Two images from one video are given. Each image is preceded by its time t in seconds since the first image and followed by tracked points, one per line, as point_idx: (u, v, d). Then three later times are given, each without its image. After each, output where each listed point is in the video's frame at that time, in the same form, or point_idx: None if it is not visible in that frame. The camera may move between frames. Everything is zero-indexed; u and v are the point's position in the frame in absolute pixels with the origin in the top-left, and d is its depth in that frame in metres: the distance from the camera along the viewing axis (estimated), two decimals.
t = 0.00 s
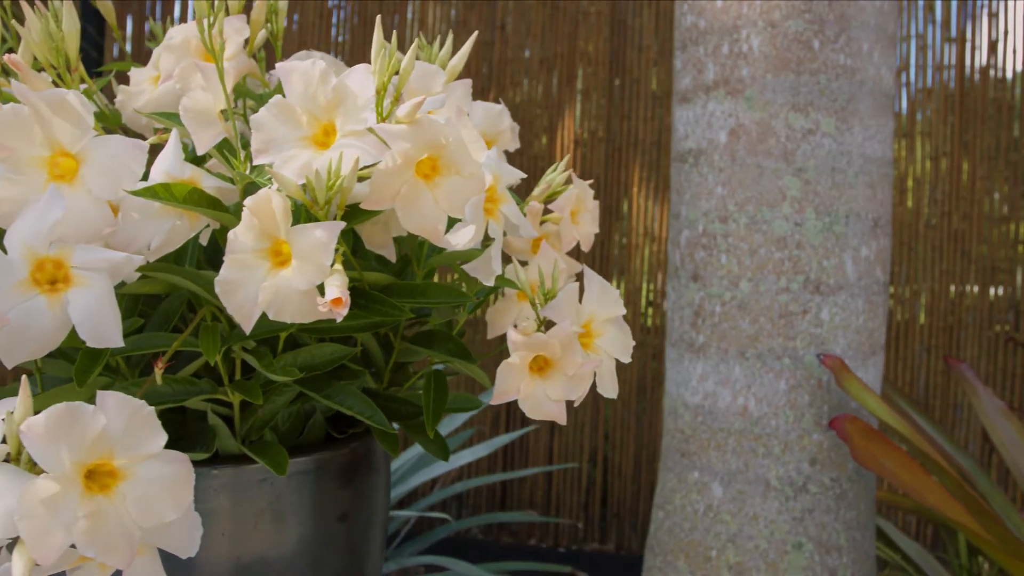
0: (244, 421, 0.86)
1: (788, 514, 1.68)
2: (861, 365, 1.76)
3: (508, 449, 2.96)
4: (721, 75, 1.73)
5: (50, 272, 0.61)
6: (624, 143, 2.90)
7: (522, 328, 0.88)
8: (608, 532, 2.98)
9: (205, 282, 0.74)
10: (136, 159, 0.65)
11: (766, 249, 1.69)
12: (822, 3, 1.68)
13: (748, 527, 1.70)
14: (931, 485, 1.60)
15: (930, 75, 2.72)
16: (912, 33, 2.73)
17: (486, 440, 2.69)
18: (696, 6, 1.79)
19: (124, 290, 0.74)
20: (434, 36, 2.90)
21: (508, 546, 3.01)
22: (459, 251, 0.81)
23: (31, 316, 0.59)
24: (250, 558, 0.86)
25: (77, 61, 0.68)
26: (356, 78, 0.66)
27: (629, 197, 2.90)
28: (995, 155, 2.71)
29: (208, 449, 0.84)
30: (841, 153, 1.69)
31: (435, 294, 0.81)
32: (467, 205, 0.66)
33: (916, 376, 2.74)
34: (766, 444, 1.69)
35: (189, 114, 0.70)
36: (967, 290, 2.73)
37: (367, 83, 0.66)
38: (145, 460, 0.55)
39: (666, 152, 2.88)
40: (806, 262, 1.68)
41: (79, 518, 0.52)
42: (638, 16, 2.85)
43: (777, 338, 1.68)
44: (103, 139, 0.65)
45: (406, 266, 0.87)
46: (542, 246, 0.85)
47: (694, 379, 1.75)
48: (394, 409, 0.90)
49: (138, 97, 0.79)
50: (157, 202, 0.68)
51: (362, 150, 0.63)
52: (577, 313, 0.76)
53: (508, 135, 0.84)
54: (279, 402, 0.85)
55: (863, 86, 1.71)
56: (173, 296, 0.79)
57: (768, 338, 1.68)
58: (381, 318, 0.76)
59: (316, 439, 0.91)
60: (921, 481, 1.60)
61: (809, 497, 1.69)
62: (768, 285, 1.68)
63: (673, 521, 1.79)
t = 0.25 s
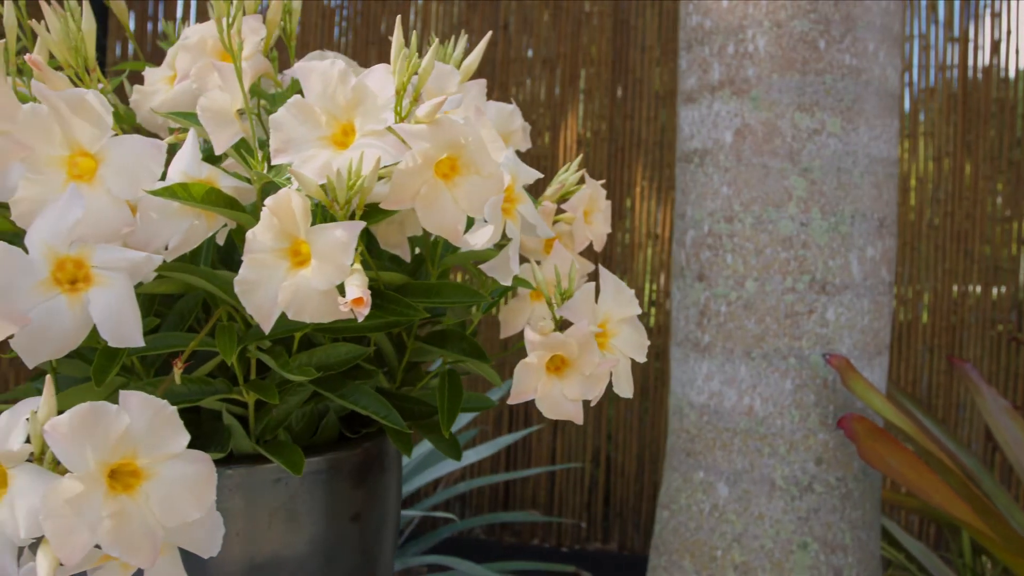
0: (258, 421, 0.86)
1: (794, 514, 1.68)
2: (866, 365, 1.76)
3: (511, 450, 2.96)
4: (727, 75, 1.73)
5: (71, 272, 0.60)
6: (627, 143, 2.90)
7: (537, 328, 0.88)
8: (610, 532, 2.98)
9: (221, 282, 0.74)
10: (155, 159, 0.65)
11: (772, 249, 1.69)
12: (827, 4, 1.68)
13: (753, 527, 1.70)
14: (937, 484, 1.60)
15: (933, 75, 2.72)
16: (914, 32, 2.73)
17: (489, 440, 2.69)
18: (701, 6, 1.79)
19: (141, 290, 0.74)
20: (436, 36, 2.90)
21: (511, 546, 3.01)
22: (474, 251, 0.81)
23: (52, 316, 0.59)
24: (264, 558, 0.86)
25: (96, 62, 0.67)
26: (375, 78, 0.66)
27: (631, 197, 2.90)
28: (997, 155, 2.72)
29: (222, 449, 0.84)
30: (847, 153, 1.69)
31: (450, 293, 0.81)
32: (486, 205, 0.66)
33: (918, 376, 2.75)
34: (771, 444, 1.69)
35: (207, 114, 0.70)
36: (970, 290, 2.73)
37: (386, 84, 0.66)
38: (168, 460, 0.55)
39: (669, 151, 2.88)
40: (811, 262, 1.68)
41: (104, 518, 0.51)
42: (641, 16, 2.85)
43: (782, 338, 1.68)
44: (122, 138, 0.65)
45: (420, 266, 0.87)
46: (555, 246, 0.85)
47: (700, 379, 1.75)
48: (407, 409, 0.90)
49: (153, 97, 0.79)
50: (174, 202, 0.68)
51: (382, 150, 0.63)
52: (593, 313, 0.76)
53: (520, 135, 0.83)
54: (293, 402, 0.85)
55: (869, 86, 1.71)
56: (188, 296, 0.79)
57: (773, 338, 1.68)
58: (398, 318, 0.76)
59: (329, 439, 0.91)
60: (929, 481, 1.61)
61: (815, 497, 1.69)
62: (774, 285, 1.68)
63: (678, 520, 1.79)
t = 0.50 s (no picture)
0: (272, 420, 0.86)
1: (799, 513, 1.69)
2: (872, 364, 1.76)
3: (514, 450, 2.96)
4: (732, 75, 1.73)
5: (91, 271, 0.61)
6: (629, 143, 2.90)
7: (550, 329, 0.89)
8: (613, 531, 2.98)
9: (237, 281, 0.74)
10: (174, 159, 0.65)
11: (777, 249, 1.69)
12: (833, 4, 1.68)
13: (759, 526, 1.70)
14: (942, 483, 1.61)
15: (935, 75, 2.73)
16: (917, 33, 2.73)
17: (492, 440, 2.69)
18: (706, 6, 1.79)
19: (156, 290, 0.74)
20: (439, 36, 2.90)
21: (513, 546, 3.02)
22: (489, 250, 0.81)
23: (73, 316, 0.59)
24: (277, 558, 0.86)
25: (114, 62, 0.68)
26: (393, 78, 0.66)
27: (634, 197, 2.90)
28: (1000, 155, 2.72)
29: (237, 449, 0.84)
30: (852, 153, 1.69)
31: (464, 293, 0.81)
32: (505, 204, 0.66)
33: (921, 376, 2.75)
34: (777, 443, 1.69)
35: (224, 114, 0.70)
36: (972, 290, 2.73)
37: (405, 84, 0.66)
38: (190, 460, 0.55)
39: (672, 151, 2.88)
40: (817, 262, 1.68)
41: (128, 518, 0.51)
42: (643, 16, 2.86)
43: (788, 338, 1.68)
44: (141, 138, 0.65)
45: (433, 265, 0.87)
46: (568, 247, 0.85)
47: (705, 378, 1.75)
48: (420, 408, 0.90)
49: (168, 96, 0.79)
50: (191, 202, 0.68)
51: (402, 150, 0.63)
52: (609, 313, 0.76)
53: (531, 134, 0.82)
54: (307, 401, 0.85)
55: (874, 86, 1.71)
56: (203, 296, 0.79)
57: (779, 337, 1.68)
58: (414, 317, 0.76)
59: (341, 439, 0.91)
60: (936, 480, 1.61)
61: (820, 496, 1.69)
62: (779, 285, 1.68)
63: (683, 520, 1.79)
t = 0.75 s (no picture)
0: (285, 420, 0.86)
1: (804, 513, 1.69)
2: (876, 364, 1.76)
3: (516, 450, 2.96)
4: (737, 75, 1.74)
5: (109, 271, 0.60)
6: (632, 143, 2.90)
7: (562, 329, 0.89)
8: (615, 531, 2.98)
9: (251, 281, 0.74)
10: (192, 158, 0.65)
11: (783, 249, 1.69)
12: (838, 4, 1.68)
13: (764, 526, 1.70)
14: (947, 484, 1.62)
15: (937, 75, 2.73)
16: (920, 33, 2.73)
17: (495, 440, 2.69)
18: (711, 6, 1.79)
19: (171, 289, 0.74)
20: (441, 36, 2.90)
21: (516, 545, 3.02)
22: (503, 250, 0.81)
23: (93, 316, 0.59)
24: (289, 558, 0.86)
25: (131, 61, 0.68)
26: (411, 78, 0.66)
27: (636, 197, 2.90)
28: (1002, 155, 2.72)
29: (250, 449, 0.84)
30: (858, 153, 1.69)
31: (478, 292, 0.81)
32: (522, 205, 0.66)
33: (923, 376, 2.75)
34: (782, 443, 1.69)
35: (240, 113, 0.70)
36: (974, 290, 2.74)
37: (422, 83, 0.66)
38: (211, 460, 0.55)
39: (674, 151, 2.88)
40: (822, 262, 1.68)
41: (150, 518, 0.51)
42: (646, 16, 2.86)
43: (793, 338, 1.68)
44: (159, 138, 0.65)
45: (446, 265, 0.87)
46: (580, 247, 0.85)
47: (710, 378, 1.75)
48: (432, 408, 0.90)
49: (182, 95, 0.78)
50: (208, 202, 0.68)
51: (421, 150, 0.63)
52: (624, 312, 0.76)
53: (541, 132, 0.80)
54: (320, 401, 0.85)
55: (879, 86, 1.71)
56: (217, 296, 0.79)
57: (784, 337, 1.69)
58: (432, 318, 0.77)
59: (353, 438, 0.91)
60: (943, 481, 1.62)
61: (825, 495, 1.69)
62: (784, 285, 1.68)
63: (688, 520, 1.79)
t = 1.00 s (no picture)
0: (297, 419, 0.86)
1: (809, 512, 1.69)
2: (881, 364, 1.76)
3: (519, 450, 2.96)
4: (742, 75, 1.74)
5: (127, 270, 0.60)
6: (634, 143, 2.90)
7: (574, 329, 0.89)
8: (617, 531, 2.98)
9: (265, 280, 0.74)
10: (207, 157, 0.65)
11: (787, 249, 1.69)
12: (843, 4, 1.68)
13: (768, 525, 1.70)
14: (953, 483, 1.63)
15: (940, 74, 2.73)
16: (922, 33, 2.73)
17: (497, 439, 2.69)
18: (716, 6, 1.79)
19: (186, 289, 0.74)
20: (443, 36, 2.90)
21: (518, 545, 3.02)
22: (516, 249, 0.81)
23: (112, 315, 0.59)
24: (302, 556, 0.86)
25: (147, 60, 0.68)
26: (428, 78, 0.66)
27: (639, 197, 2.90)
28: (1004, 155, 2.72)
29: (262, 448, 0.84)
30: (862, 153, 1.69)
31: (491, 292, 0.81)
32: (538, 205, 0.66)
33: (925, 375, 2.75)
34: (786, 443, 1.69)
35: (256, 113, 0.70)
36: (977, 290, 2.74)
37: (440, 83, 0.66)
38: (232, 459, 0.55)
39: (676, 150, 2.88)
40: (826, 262, 1.68)
41: (171, 518, 0.51)
42: (648, 15, 2.86)
43: (797, 337, 1.69)
44: (175, 137, 0.64)
45: (458, 264, 0.86)
46: (592, 246, 0.85)
47: (714, 378, 1.75)
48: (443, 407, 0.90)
49: (195, 95, 0.79)
50: (223, 201, 0.68)
51: (439, 150, 0.63)
52: (638, 312, 0.77)
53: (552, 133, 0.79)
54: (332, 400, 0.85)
55: (883, 86, 1.71)
56: (230, 295, 0.79)
57: (788, 337, 1.69)
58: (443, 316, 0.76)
59: (364, 438, 0.91)
60: (949, 480, 1.63)
61: (829, 495, 1.69)
62: (789, 285, 1.68)
63: (692, 519, 1.79)
